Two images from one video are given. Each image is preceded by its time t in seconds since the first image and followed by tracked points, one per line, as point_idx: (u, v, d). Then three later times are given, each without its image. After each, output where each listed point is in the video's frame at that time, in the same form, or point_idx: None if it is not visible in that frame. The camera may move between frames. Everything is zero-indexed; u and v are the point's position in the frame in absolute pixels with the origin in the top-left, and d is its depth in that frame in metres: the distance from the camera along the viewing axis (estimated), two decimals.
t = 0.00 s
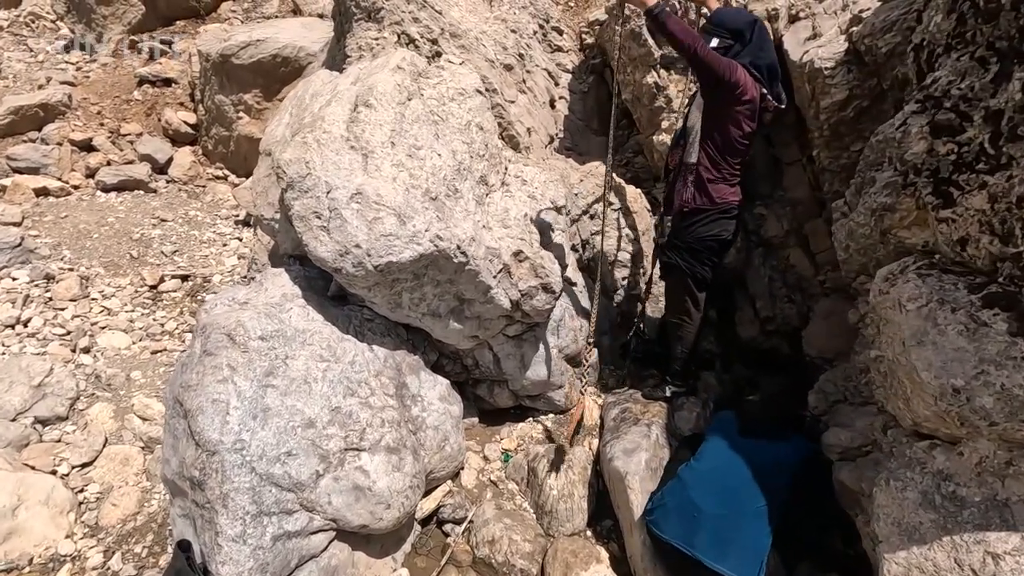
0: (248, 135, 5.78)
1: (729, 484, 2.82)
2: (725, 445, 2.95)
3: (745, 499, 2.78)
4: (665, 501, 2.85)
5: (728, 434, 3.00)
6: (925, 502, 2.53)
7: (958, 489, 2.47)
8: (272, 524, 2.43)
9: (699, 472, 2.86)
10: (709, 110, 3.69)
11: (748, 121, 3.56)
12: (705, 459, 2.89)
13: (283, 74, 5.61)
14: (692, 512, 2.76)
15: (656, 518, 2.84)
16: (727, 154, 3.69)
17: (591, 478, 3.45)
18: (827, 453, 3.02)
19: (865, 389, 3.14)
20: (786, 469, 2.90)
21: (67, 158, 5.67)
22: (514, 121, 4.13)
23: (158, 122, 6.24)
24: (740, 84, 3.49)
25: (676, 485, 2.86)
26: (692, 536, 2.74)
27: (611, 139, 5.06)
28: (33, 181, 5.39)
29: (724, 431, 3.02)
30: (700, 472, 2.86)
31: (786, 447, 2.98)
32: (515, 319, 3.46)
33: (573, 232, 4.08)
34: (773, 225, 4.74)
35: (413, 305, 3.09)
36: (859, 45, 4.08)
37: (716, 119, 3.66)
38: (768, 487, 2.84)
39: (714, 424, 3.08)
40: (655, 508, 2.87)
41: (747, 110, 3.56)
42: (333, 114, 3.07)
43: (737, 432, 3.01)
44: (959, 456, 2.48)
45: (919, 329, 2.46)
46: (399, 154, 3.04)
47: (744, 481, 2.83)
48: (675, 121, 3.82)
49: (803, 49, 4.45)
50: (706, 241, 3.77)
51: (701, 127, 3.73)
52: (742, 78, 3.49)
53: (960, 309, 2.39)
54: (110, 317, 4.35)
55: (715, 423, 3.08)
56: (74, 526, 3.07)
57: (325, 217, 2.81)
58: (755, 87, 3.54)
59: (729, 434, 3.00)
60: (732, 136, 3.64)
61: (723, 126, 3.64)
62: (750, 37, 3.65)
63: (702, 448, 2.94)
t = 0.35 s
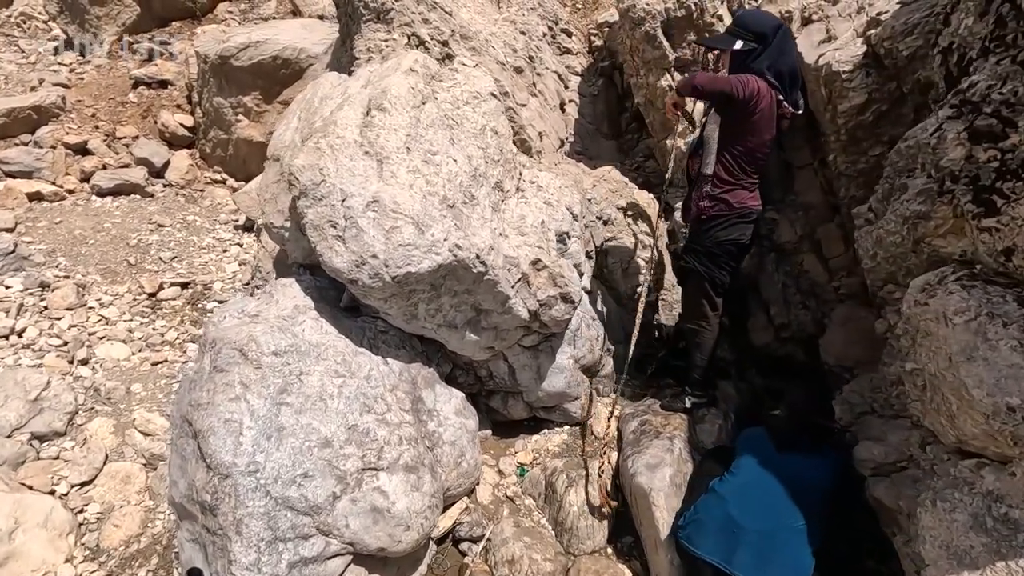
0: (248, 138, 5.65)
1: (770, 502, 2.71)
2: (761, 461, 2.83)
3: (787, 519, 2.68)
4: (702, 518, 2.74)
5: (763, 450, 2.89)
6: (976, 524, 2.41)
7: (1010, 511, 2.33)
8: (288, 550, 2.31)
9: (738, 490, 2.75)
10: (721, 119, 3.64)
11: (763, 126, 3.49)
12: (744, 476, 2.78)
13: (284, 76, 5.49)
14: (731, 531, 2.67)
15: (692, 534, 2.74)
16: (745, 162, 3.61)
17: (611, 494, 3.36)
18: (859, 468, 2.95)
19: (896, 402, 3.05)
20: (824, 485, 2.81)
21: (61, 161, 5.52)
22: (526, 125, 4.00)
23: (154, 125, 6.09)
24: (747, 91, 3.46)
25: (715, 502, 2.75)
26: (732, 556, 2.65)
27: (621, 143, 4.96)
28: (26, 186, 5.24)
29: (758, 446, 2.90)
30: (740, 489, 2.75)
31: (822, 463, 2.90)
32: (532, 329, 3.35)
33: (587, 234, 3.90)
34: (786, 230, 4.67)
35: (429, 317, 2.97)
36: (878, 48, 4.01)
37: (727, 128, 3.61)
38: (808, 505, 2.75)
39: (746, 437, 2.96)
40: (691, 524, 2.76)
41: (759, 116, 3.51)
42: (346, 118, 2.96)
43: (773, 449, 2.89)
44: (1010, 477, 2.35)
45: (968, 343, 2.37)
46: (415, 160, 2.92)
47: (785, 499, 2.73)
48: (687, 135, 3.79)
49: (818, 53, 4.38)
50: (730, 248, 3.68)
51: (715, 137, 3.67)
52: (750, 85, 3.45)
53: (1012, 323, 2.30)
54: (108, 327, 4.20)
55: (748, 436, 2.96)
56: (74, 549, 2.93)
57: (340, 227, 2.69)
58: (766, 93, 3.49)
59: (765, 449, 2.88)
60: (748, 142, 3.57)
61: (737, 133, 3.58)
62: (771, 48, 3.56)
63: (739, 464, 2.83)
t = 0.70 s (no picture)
0: (247, 144, 5.52)
1: (806, 526, 2.65)
2: (793, 483, 2.77)
3: (826, 542, 2.61)
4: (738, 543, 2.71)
5: (794, 471, 2.82)
6: None
7: None
8: None
9: (772, 513, 2.70)
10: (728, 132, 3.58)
11: (773, 131, 3.43)
12: (776, 499, 2.72)
13: (284, 81, 5.40)
14: (771, 557, 2.63)
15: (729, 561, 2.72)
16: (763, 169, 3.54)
17: (631, 511, 3.28)
18: (890, 486, 2.94)
19: (926, 418, 3.04)
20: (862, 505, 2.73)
21: (56, 168, 5.39)
22: (537, 132, 3.90)
23: (151, 131, 5.97)
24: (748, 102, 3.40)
25: (749, 526, 2.71)
26: None
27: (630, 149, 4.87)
28: (21, 194, 5.12)
29: (788, 466, 2.84)
30: (774, 512, 2.70)
31: (860, 484, 2.80)
32: (549, 343, 3.25)
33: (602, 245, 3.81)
34: (798, 237, 4.62)
35: (445, 332, 2.87)
36: (895, 55, 3.96)
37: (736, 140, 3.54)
38: (849, 529, 2.66)
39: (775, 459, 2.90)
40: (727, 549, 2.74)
41: (765, 123, 3.44)
42: (359, 128, 2.86)
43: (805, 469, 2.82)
44: None
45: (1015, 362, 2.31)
46: (431, 171, 2.83)
47: (821, 521, 2.66)
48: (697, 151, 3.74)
49: (831, 60, 4.31)
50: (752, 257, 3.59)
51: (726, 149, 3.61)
52: (750, 96, 3.40)
53: None
54: (107, 340, 4.08)
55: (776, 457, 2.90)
56: None
57: (356, 241, 2.60)
58: (769, 99, 3.43)
59: (796, 470, 2.81)
60: (762, 148, 3.51)
61: (748, 143, 3.51)
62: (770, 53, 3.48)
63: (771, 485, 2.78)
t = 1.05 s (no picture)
0: (244, 148, 5.43)
1: (835, 540, 2.72)
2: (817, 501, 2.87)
3: (855, 554, 2.69)
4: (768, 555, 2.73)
5: (816, 487, 2.92)
6: None
7: None
8: None
9: (800, 528, 2.76)
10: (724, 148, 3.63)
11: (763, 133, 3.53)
12: (803, 514, 2.80)
13: (282, 84, 5.32)
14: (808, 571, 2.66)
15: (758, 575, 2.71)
16: (771, 168, 3.60)
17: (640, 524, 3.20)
18: (909, 500, 2.97)
19: (944, 427, 3.07)
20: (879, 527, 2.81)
21: (48, 173, 5.28)
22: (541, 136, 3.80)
23: (146, 134, 5.87)
24: (733, 114, 3.51)
25: (779, 540, 2.74)
26: None
27: (634, 153, 4.79)
28: (12, 199, 5.01)
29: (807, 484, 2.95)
30: (802, 527, 2.76)
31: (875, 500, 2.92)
32: (557, 351, 3.16)
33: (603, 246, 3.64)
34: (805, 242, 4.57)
35: (451, 342, 2.78)
36: (904, 58, 3.93)
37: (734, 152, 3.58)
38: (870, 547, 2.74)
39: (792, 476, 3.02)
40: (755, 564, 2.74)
41: (755, 127, 3.54)
42: (362, 131, 2.79)
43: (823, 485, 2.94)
44: None
45: None
46: (436, 176, 2.75)
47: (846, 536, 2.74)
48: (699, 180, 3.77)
49: (838, 61, 4.34)
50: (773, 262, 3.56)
51: (728, 164, 3.63)
52: (732, 109, 3.50)
53: None
54: (100, 349, 3.98)
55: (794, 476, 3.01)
56: None
57: (360, 249, 2.52)
58: (751, 106, 3.53)
59: (815, 486, 2.93)
60: (766, 149, 3.57)
61: (749, 149, 3.57)
62: (740, 67, 3.57)
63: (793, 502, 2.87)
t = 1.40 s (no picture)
0: (238, 149, 5.34)
1: (867, 463, 2.71)
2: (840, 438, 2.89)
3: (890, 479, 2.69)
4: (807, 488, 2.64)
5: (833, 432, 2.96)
6: None
7: None
8: None
9: (832, 458, 2.74)
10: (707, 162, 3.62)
11: (739, 140, 3.49)
12: (830, 447, 2.80)
13: (276, 84, 5.24)
14: (850, 488, 2.60)
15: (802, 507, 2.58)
16: (758, 172, 3.52)
17: (642, 531, 3.13)
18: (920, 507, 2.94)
19: (954, 433, 2.96)
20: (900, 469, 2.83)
21: (39, 174, 5.20)
22: (540, 136, 3.71)
23: (139, 135, 5.78)
24: (707, 129, 3.47)
25: (816, 472, 2.69)
26: (860, 512, 2.50)
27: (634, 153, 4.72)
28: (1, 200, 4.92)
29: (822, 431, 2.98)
30: (835, 457, 2.73)
31: (893, 451, 2.92)
32: (557, 355, 3.08)
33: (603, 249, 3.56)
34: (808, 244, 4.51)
35: (448, 346, 2.71)
36: (908, 57, 3.88)
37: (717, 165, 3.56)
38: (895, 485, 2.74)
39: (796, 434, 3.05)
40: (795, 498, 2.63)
41: (731, 136, 3.49)
42: (357, 130, 2.71)
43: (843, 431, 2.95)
44: None
45: None
46: (433, 175, 2.68)
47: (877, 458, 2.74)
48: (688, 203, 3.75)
49: (840, 61, 4.31)
50: (774, 262, 3.48)
51: (715, 176, 3.63)
52: (704, 125, 3.46)
53: None
54: (90, 353, 3.89)
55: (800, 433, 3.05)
56: None
57: (355, 250, 2.44)
58: (724, 116, 3.48)
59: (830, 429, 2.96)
60: (747, 153, 3.51)
61: (729, 156, 3.51)
62: (706, 82, 3.54)
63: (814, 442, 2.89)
